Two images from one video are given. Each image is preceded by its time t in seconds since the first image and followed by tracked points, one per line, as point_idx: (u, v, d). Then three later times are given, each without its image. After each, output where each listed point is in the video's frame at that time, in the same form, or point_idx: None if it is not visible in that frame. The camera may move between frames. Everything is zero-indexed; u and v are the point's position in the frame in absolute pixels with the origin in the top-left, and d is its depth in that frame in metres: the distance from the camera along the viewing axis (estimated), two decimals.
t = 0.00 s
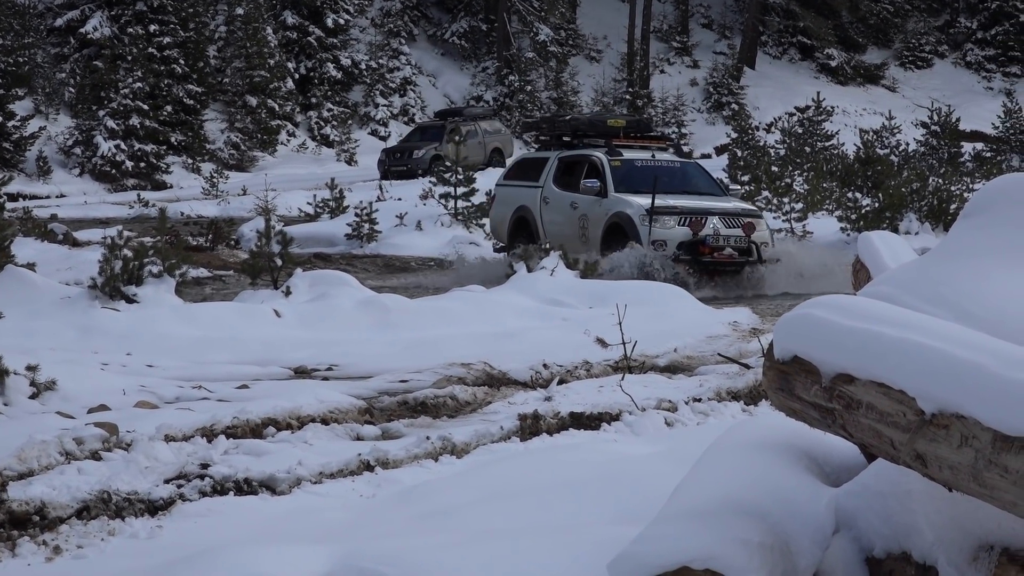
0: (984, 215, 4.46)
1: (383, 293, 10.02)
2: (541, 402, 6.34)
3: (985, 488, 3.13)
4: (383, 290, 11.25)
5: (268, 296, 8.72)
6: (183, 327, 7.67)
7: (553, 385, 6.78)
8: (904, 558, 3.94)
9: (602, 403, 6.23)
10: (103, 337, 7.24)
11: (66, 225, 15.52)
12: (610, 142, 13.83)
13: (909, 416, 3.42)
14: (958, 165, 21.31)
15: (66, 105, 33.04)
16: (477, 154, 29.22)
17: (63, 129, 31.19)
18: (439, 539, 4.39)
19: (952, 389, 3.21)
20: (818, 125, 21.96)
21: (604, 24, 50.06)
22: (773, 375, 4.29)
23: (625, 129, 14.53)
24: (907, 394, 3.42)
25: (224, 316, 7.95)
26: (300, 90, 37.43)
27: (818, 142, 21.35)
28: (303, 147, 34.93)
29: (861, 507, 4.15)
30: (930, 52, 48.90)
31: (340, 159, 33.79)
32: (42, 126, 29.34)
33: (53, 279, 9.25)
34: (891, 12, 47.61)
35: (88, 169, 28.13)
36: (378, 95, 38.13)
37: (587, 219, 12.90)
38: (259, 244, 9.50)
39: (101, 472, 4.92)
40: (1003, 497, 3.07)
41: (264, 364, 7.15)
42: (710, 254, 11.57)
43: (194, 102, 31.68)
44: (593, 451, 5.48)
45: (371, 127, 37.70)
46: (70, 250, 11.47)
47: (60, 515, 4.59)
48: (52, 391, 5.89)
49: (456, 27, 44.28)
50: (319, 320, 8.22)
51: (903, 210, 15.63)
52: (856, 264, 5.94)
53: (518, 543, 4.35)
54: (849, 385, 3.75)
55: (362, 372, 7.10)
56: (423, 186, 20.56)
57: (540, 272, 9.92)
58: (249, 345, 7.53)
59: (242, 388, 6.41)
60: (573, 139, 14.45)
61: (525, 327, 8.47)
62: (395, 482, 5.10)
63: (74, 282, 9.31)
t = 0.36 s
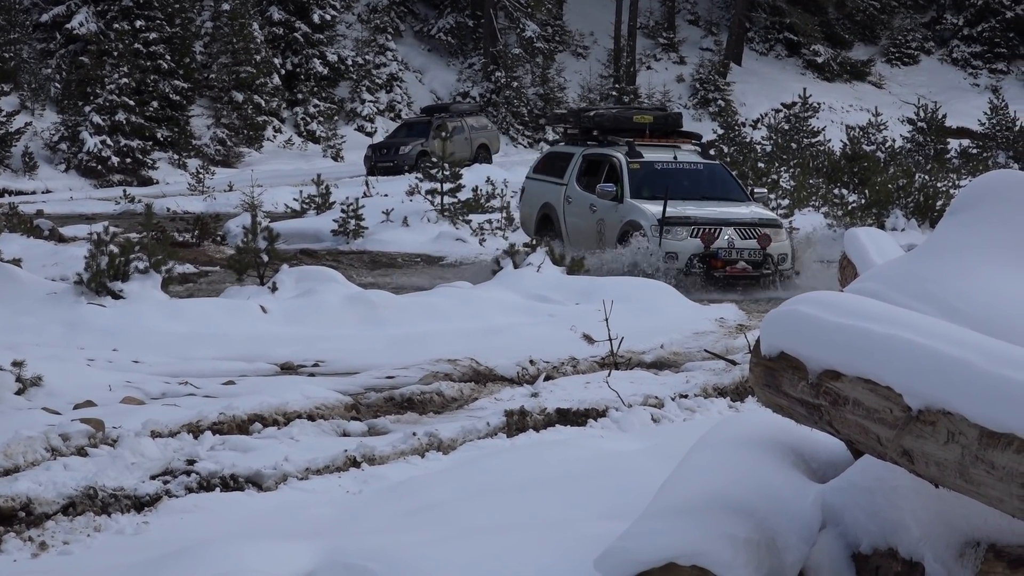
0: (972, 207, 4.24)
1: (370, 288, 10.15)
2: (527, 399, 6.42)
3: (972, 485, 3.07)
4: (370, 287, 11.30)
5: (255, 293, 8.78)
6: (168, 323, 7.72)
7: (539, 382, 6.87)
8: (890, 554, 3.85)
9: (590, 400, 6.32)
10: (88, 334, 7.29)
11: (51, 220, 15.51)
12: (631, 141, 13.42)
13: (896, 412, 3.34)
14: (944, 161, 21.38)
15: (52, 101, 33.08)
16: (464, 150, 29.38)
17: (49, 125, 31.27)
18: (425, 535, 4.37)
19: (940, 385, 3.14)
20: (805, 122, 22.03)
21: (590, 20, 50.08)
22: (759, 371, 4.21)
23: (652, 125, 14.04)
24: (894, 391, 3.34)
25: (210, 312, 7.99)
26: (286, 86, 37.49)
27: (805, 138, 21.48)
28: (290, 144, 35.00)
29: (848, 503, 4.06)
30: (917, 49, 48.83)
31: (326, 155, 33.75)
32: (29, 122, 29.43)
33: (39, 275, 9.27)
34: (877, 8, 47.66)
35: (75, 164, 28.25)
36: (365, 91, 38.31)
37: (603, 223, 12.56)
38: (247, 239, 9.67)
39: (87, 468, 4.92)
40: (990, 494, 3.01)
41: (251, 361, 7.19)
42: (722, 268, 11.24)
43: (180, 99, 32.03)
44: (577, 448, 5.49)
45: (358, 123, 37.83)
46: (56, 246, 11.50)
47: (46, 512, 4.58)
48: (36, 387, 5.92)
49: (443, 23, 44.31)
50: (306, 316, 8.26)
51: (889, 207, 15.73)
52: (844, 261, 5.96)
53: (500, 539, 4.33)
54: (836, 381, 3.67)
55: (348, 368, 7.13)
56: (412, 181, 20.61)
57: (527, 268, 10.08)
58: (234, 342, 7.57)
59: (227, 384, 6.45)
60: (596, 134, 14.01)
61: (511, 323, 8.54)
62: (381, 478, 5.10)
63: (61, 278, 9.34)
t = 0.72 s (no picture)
0: (963, 201, 4.20)
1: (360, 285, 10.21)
2: (516, 395, 6.45)
3: (961, 480, 3.02)
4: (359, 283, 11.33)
5: (244, 290, 8.79)
6: (157, 320, 7.73)
7: (528, 378, 6.91)
8: (880, 550, 3.77)
9: (578, 396, 6.36)
10: (78, 330, 7.31)
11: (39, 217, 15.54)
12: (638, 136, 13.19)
13: (886, 408, 3.30)
14: (932, 158, 21.45)
15: (41, 98, 33.15)
16: (452, 147, 29.44)
17: (38, 121, 31.34)
18: (414, 531, 4.35)
19: (929, 381, 3.11)
20: (794, 118, 22.11)
21: (578, 17, 50.11)
22: (748, 368, 4.15)
23: (661, 118, 13.99)
24: (884, 387, 3.29)
25: (198, 308, 8.00)
26: (275, 83, 37.50)
27: (794, 134, 21.55)
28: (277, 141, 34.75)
29: (837, 500, 3.98)
30: (905, 45, 48.88)
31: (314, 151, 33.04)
32: (17, 119, 29.50)
33: (28, 272, 9.29)
34: (866, 5, 48.12)
35: (64, 161, 28.39)
36: (354, 87, 38.38)
37: (612, 222, 12.38)
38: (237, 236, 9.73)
39: (76, 464, 4.92)
40: (978, 489, 2.96)
41: (240, 358, 7.21)
42: (727, 258, 10.85)
43: (169, 95, 32.01)
44: (565, 445, 5.50)
45: (347, 119, 37.87)
46: (45, 242, 11.51)
47: (35, 508, 4.57)
48: (25, 384, 5.93)
49: (432, 19, 44.37)
50: (296, 313, 8.27)
51: (878, 203, 15.80)
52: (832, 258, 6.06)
53: (488, 535, 4.31)
54: (824, 378, 3.62)
55: (337, 365, 7.14)
56: (401, 177, 20.65)
57: (516, 266, 10.12)
58: (224, 339, 7.59)
59: (217, 381, 6.46)
60: (606, 132, 13.95)
61: (499, 320, 8.56)
62: (369, 475, 5.10)
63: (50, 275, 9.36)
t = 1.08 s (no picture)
0: (957, 200, 4.18)
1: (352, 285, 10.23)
2: (510, 394, 6.46)
3: (955, 479, 3.02)
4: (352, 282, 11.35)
5: (239, 288, 8.81)
6: (151, 318, 7.74)
7: (522, 377, 6.92)
8: (874, 549, 3.76)
9: (572, 395, 6.36)
10: (71, 329, 7.33)
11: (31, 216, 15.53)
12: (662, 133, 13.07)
13: (880, 407, 3.28)
14: (925, 157, 21.56)
15: (33, 97, 33.13)
16: (447, 146, 29.47)
17: (31, 120, 31.33)
18: (407, 530, 4.34)
19: (921, 380, 3.10)
20: (787, 116, 22.20)
21: (572, 16, 50.10)
22: (742, 366, 4.14)
23: (686, 119, 14.04)
24: (878, 385, 3.27)
25: (191, 306, 8.00)
26: (269, 82, 37.50)
27: (787, 133, 21.65)
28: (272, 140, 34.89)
29: (831, 500, 3.96)
30: (899, 44, 48.97)
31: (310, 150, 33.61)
32: (9, 118, 29.48)
33: (22, 271, 9.30)
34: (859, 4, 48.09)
35: (57, 160, 28.40)
36: (347, 86, 38.40)
37: (632, 214, 12.20)
38: (230, 236, 9.76)
39: (70, 464, 4.92)
40: (973, 488, 2.95)
41: (233, 356, 7.21)
42: (747, 248, 10.80)
43: (163, 94, 31.85)
44: (559, 443, 5.50)
45: (340, 118, 37.85)
46: (37, 241, 11.51)
47: (28, 507, 4.55)
48: (18, 382, 5.94)
49: (425, 18, 44.35)
50: (289, 311, 8.27)
51: (871, 202, 15.95)
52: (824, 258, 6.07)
53: (482, 534, 4.30)
54: (818, 376, 3.59)
55: (330, 364, 7.14)
56: (394, 176, 20.67)
57: (510, 265, 10.14)
58: (217, 337, 7.59)
59: (210, 380, 6.46)
60: (632, 130, 13.81)
61: (494, 318, 8.58)
62: (364, 474, 5.11)
63: (44, 274, 9.35)
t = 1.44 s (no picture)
0: (955, 203, 4.19)
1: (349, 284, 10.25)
2: (507, 394, 6.47)
3: (951, 479, 3.02)
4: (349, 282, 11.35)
5: (235, 289, 8.83)
6: (147, 318, 7.75)
7: (519, 377, 6.92)
8: (870, 549, 3.77)
9: (569, 395, 6.36)
10: (68, 329, 7.35)
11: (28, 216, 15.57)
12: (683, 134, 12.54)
13: (875, 406, 3.28)
14: (923, 157, 21.55)
15: (29, 98, 33.11)
16: (444, 146, 29.47)
17: (27, 120, 31.31)
18: (403, 530, 4.34)
19: (916, 380, 3.11)
20: (785, 116, 22.20)
21: (569, 16, 50.11)
22: (738, 366, 4.13)
23: (711, 121, 13.04)
24: (874, 385, 3.28)
25: (187, 306, 8.01)
26: (266, 82, 37.52)
27: (785, 133, 21.69)
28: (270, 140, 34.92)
29: (828, 499, 3.97)
30: (895, 44, 49.02)
31: (307, 151, 33.24)
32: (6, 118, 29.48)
33: (19, 272, 9.32)
34: (857, 4, 48.11)
35: (53, 160, 28.35)
36: (344, 86, 38.43)
37: (654, 221, 11.70)
38: (227, 235, 9.77)
39: (66, 464, 4.92)
40: (968, 488, 2.96)
41: (230, 357, 7.22)
42: (777, 258, 10.30)
43: (159, 94, 31.84)
44: (556, 443, 5.51)
45: (337, 118, 37.87)
46: (34, 241, 11.52)
47: (25, 508, 4.55)
48: (15, 383, 5.95)
49: (422, 18, 44.36)
50: (285, 311, 8.27)
51: (867, 202, 16.04)
52: (822, 256, 6.03)
53: (478, 534, 4.30)
54: (812, 376, 3.60)
55: (326, 365, 7.13)
56: (391, 176, 20.69)
57: (506, 265, 10.15)
58: (213, 337, 7.60)
59: (206, 381, 6.46)
60: (650, 130, 13.09)
61: (490, 318, 8.60)
62: (360, 473, 5.11)
63: (41, 274, 9.37)
